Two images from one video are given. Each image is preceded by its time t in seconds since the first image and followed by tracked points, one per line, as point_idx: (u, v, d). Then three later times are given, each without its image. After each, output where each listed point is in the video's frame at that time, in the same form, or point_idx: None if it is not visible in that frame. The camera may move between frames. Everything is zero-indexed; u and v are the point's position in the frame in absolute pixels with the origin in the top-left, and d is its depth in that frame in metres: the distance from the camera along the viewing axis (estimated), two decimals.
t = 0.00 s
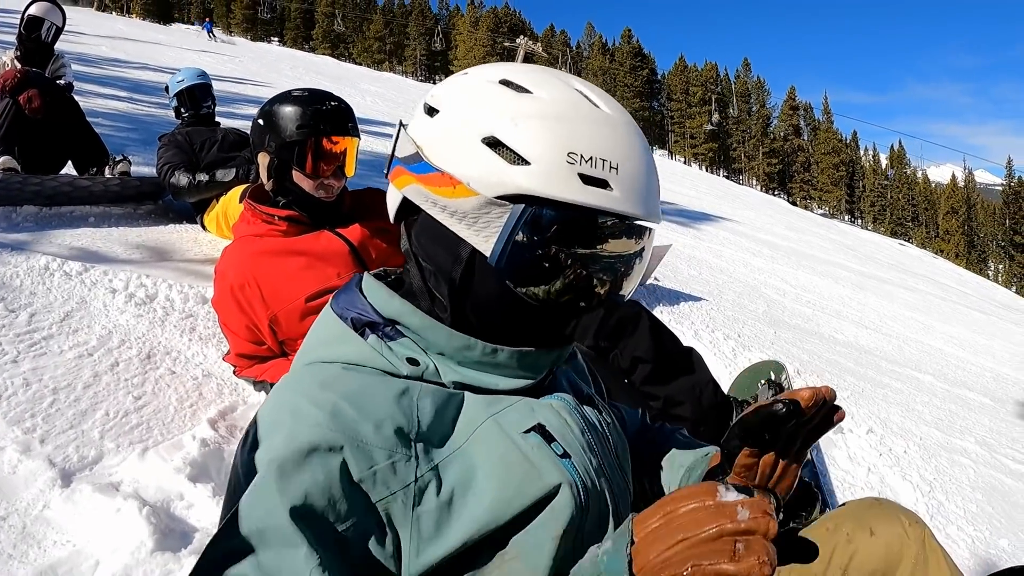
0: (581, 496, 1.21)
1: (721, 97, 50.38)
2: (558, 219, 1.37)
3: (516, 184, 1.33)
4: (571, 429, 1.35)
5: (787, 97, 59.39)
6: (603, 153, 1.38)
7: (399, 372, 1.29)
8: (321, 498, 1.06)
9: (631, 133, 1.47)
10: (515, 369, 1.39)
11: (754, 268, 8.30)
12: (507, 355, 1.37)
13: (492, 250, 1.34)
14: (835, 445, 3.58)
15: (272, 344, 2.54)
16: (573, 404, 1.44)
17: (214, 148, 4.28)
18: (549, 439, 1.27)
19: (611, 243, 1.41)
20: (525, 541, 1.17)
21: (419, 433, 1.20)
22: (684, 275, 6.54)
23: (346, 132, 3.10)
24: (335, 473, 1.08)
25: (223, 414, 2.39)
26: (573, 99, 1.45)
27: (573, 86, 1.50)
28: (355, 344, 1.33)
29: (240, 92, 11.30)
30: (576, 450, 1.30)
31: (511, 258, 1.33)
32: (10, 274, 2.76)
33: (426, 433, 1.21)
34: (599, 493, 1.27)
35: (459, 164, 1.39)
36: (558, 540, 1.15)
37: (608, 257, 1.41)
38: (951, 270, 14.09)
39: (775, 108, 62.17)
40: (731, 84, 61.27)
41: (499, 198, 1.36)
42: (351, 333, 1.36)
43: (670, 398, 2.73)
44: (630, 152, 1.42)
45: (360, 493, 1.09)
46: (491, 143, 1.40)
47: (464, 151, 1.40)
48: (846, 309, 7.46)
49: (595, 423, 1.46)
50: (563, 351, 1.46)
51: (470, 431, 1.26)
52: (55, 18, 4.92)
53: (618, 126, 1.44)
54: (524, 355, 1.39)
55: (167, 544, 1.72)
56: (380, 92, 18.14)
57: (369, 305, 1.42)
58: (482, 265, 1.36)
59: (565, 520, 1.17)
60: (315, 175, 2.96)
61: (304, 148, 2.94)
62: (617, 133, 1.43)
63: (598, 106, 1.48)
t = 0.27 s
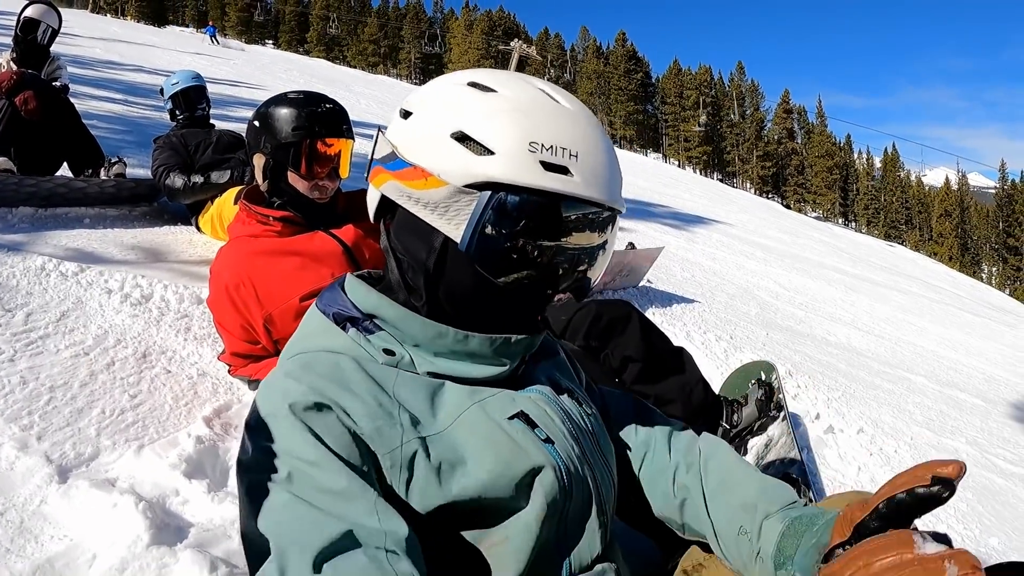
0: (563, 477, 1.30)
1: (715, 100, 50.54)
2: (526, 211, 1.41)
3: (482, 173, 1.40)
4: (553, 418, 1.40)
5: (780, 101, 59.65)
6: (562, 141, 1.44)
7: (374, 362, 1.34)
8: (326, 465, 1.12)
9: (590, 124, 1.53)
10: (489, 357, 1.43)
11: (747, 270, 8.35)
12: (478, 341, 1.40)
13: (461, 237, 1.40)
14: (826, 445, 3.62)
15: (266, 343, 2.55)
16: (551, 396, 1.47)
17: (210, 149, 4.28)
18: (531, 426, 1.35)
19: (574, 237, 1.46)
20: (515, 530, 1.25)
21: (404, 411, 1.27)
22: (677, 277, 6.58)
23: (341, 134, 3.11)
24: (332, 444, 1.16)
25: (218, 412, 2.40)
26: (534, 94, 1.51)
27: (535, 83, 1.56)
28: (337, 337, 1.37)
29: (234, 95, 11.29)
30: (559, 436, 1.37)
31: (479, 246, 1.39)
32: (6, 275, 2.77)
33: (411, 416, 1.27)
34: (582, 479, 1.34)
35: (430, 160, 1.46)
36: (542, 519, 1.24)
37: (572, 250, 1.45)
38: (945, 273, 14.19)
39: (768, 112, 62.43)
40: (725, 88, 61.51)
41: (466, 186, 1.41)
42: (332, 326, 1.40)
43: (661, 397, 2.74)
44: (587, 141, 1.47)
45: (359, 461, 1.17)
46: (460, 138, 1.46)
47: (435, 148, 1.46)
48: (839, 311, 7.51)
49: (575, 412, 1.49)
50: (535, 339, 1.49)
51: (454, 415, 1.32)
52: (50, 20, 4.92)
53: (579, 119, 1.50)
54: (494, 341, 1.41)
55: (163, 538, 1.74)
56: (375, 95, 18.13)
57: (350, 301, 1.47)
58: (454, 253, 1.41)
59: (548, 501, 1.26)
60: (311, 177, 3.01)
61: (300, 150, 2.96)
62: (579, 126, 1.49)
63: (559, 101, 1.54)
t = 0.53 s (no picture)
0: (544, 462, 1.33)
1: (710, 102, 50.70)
2: (502, 196, 1.46)
3: (451, 158, 1.45)
4: (536, 406, 1.43)
5: (774, 103, 59.89)
6: (526, 123, 1.48)
7: (363, 348, 1.38)
8: (333, 424, 1.19)
9: (555, 111, 1.57)
10: (472, 342, 1.46)
11: (741, 271, 8.41)
12: (460, 325, 1.43)
13: (437, 220, 1.45)
14: (817, 442, 3.66)
15: (263, 340, 2.59)
16: (534, 384, 1.50)
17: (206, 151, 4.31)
18: (515, 412, 1.38)
19: (547, 225, 1.51)
20: (501, 509, 1.27)
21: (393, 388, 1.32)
22: (671, 278, 6.62)
23: (341, 136, 3.15)
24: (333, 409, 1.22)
25: (216, 407, 2.43)
26: (498, 85, 1.56)
27: (500, 79, 1.62)
28: (327, 326, 1.42)
29: (230, 97, 11.30)
30: (542, 423, 1.39)
31: (454, 231, 1.44)
32: (6, 273, 2.79)
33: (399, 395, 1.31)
34: (565, 465, 1.37)
35: (405, 150, 1.51)
36: (524, 498, 1.27)
37: (544, 238, 1.50)
38: (938, 274, 14.28)
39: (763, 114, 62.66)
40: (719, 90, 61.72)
41: (438, 170, 1.46)
42: (326, 316, 1.44)
43: (651, 393, 2.78)
44: (551, 124, 1.51)
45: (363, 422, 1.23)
46: (432, 128, 1.51)
47: (409, 140, 1.52)
48: (832, 311, 7.57)
49: (559, 400, 1.52)
50: (516, 326, 1.50)
51: (439, 400, 1.36)
52: (48, 22, 4.94)
53: (542, 105, 1.55)
54: (475, 325, 1.44)
55: (163, 527, 1.76)
56: (370, 98, 18.14)
57: (343, 294, 1.52)
58: (431, 237, 1.47)
59: (529, 483, 1.28)
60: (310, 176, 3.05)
61: (300, 151, 3.02)
62: (542, 111, 1.54)
63: (523, 92, 1.59)
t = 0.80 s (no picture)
0: (538, 454, 1.35)
1: (706, 103, 50.79)
2: (488, 192, 1.49)
3: (436, 156, 1.48)
4: (531, 400, 1.45)
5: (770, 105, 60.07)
6: (504, 118, 1.51)
7: (362, 346, 1.40)
8: (307, 438, 1.19)
9: (534, 104, 1.59)
10: (468, 338, 1.48)
11: (737, 272, 8.45)
12: (458, 324, 1.46)
13: (425, 217, 1.49)
14: (811, 440, 3.69)
15: (263, 339, 2.61)
16: (530, 378, 1.53)
17: (204, 152, 4.33)
18: (510, 404, 1.40)
19: (534, 221, 1.55)
20: (495, 500, 1.29)
21: (387, 387, 1.33)
22: (667, 279, 6.66)
23: (340, 137, 3.16)
24: (315, 422, 1.22)
25: (216, 405, 2.45)
26: (476, 83, 1.59)
27: (479, 77, 1.65)
28: (330, 324, 1.43)
29: (227, 99, 11.30)
30: (537, 415, 1.42)
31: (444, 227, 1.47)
32: (7, 274, 2.80)
33: (395, 391, 1.33)
34: (559, 456, 1.40)
35: (390, 152, 1.55)
36: (519, 489, 1.29)
37: (531, 233, 1.54)
38: (933, 274, 14.35)
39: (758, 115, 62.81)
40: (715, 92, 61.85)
41: (422, 170, 1.50)
42: (328, 316, 1.45)
43: (646, 390, 2.81)
44: (529, 116, 1.54)
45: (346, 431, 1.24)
46: (415, 130, 1.54)
47: (394, 142, 1.55)
48: (828, 312, 7.61)
49: (555, 394, 1.55)
50: (512, 322, 1.53)
51: (436, 395, 1.37)
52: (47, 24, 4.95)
53: (521, 100, 1.58)
54: (472, 322, 1.47)
55: (165, 522, 1.79)
56: (366, 100, 18.15)
57: (343, 292, 1.53)
58: (422, 234, 1.50)
59: (525, 475, 1.30)
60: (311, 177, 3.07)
61: (302, 153, 3.04)
62: (522, 105, 1.56)
63: (501, 88, 1.62)
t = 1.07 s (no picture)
0: (530, 455, 1.37)
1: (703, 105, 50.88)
2: (473, 198, 1.51)
3: (420, 167, 1.51)
4: (523, 403, 1.47)
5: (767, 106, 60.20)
6: (484, 126, 1.52)
7: (358, 347, 1.43)
8: (338, 416, 1.26)
9: (516, 109, 1.61)
10: (460, 342, 1.50)
11: (733, 274, 8.48)
12: (450, 327, 1.48)
13: (411, 226, 1.51)
14: (807, 441, 3.72)
15: (262, 342, 2.62)
16: (522, 381, 1.55)
17: (203, 156, 4.35)
18: (501, 407, 1.42)
19: (519, 226, 1.56)
20: (490, 499, 1.31)
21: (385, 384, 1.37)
22: (664, 281, 6.69)
23: (339, 141, 3.20)
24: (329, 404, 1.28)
25: (217, 408, 2.47)
26: (457, 93, 1.61)
27: (461, 84, 1.66)
28: (326, 327, 1.47)
29: (224, 102, 11.30)
30: (528, 418, 1.44)
31: (430, 235, 1.50)
32: (7, 278, 2.82)
33: (391, 390, 1.37)
34: (550, 459, 1.42)
35: (377, 163, 1.57)
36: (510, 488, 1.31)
37: (517, 238, 1.55)
38: (929, 275, 14.41)
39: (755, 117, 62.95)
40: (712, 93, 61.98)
41: (407, 180, 1.52)
42: (326, 319, 1.49)
43: (642, 392, 2.84)
44: (509, 123, 1.55)
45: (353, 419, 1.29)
46: (399, 141, 1.57)
47: (380, 154, 1.58)
48: (824, 313, 7.64)
49: (548, 397, 1.58)
50: (503, 327, 1.54)
51: (432, 396, 1.40)
52: (46, 28, 4.97)
53: (504, 108, 1.59)
54: (464, 326, 1.49)
55: (168, 523, 1.81)
56: (364, 102, 18.16)
57: (340, 297, 1.56)
58: (409, 242, 1.52)
59: (514, 475, 1.32)
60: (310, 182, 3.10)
61: (302, 159, 3.07)
62: (504, 112, 1.57)
63: (482, 95, 1.63)
